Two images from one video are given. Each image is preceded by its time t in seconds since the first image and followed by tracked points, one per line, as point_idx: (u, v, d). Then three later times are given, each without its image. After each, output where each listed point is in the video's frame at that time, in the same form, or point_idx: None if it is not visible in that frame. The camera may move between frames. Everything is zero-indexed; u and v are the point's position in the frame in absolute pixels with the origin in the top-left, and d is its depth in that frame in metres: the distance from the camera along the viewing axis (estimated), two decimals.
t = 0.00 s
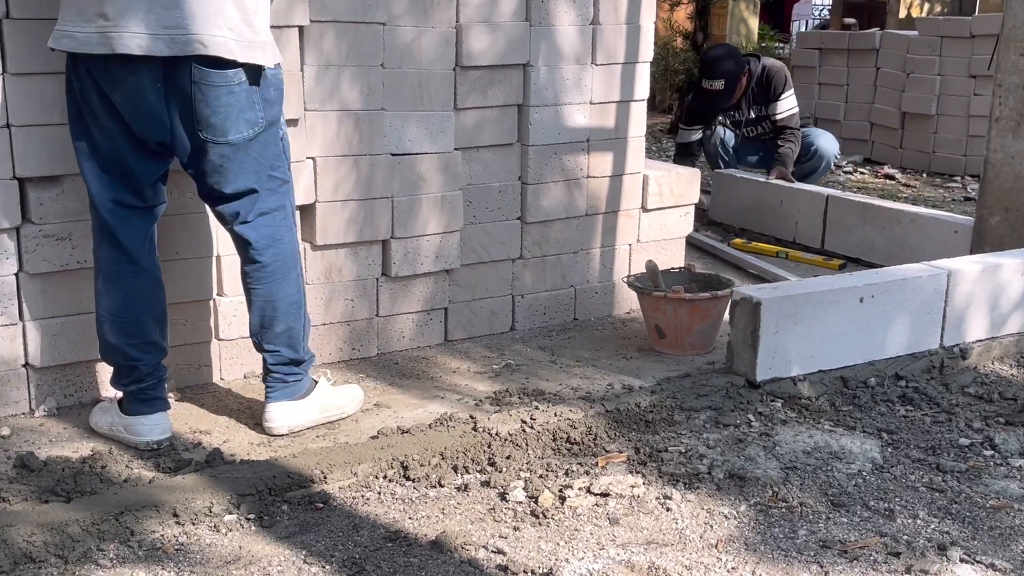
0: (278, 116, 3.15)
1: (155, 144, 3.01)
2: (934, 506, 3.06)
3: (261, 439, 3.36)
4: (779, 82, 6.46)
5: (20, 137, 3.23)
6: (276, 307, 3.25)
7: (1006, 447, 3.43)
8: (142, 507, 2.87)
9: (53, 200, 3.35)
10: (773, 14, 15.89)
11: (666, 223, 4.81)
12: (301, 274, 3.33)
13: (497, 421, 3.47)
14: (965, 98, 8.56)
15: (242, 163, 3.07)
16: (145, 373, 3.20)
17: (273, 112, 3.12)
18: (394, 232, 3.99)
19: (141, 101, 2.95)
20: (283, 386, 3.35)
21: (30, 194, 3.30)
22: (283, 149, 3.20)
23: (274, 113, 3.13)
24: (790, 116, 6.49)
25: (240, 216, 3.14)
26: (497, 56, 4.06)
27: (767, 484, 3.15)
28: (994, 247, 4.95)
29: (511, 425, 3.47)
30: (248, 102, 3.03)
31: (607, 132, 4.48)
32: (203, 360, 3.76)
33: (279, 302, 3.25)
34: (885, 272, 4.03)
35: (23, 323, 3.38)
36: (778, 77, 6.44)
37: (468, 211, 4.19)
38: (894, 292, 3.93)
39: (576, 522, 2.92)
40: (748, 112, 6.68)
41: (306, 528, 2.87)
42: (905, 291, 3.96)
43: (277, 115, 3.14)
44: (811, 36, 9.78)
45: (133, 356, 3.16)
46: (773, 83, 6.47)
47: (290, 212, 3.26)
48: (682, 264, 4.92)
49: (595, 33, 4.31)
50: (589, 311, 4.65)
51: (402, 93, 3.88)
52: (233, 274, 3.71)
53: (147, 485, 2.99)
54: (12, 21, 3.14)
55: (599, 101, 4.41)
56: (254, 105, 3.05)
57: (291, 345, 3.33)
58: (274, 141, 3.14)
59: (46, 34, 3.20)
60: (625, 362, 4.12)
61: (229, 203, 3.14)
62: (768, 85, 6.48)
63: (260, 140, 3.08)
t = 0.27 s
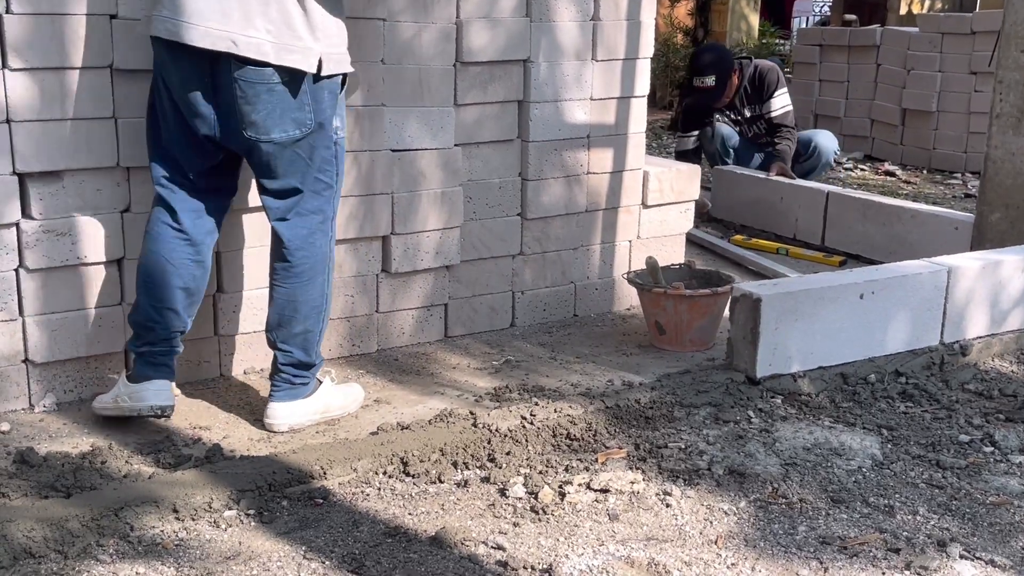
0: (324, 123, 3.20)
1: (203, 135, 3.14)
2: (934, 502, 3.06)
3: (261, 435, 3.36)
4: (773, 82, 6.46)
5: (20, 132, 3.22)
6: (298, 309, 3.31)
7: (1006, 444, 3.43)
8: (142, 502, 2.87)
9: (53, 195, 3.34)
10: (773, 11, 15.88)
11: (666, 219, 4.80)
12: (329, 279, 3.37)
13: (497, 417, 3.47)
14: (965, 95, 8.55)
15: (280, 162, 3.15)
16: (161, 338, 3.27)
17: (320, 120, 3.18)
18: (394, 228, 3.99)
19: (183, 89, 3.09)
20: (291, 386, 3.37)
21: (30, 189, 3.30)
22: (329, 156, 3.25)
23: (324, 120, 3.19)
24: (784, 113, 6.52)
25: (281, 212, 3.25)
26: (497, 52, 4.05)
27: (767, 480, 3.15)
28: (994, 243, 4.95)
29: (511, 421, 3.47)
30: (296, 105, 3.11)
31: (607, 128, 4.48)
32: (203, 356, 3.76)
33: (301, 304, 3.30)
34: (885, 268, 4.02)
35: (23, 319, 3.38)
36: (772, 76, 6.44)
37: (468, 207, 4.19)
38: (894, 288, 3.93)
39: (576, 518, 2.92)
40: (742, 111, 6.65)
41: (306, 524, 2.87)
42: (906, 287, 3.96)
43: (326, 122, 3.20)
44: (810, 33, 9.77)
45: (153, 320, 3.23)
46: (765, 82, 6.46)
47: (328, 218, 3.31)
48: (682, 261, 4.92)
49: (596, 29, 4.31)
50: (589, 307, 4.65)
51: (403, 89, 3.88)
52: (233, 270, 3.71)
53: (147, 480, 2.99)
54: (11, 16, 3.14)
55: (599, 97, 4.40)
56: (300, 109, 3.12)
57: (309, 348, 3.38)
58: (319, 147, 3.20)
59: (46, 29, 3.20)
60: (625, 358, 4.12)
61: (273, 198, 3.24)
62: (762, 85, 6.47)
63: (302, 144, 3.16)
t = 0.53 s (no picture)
0: (314, 115, 3.15)
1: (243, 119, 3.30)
2: (934, 499, 3.06)
3: (261, 431, 3.36)
4: (773, 80, 6.46)
5: (20, 128, 3.22)
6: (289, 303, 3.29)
7: (1006, 440, 3.43)
8: (142, 498, 2.87)
9: (53, 191, 3.34)
10: (774, 7, 15.87)
11: (667, 216, 4.80)
12: (324, 277, 3.30)
13: (497, 414, 3.48)
14: (966, 91, 8.55)
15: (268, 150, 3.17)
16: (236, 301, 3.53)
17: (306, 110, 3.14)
18: (394, 225, 3.99)
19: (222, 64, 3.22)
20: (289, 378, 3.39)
21: (30, 185, 3.30)
22: (320, 150, 3.17)
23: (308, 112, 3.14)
24: (783, 112, 6.51)
25: (276, 204, 3.25)
26: (497, 48, 4.05)
27: (766, 476, 3.15)
28: (995, 240, 4.94)
29: (511, 417, 3.48)
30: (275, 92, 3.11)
31: (607, 125, 4.47)
32: (203, 352, 3.76)
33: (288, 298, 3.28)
34: (885, 265, 4.02)
35: (23, 315, 3.38)
36: (772, 73, 6.43)
37: (469, 203, 4.19)
38: (894, 285, 3.93)
39: (576, 514, 2.92)
40: (741, 108, 6.65)
41: (306, 520, 2.87)
42: (905, 284, 3.96)
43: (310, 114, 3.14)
44: (813, 29, 9.78)
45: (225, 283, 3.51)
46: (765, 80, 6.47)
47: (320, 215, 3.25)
48: (682, 257, 4.92)
49: (596, 25, 4.30)
50: (589, 303, 4.65)
51: (404, 85, 3.88)
52: (233, 266, 3.71)
53: (147, 476, 2.99)
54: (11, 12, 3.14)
55: (599, 93, 4.40)
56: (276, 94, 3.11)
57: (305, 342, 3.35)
58: (302, 139, 3.15)
59: (45, 25, 3.19)
60: (625, 354, 4.12)
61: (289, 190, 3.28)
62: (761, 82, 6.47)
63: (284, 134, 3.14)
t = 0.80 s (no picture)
0: (321, 102, 3.24)
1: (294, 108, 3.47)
2: (934, 496, 3.06)
3: (261, 427, 3.37)
4: (773, 77, 6.45)
5: (21, 124, 3.22)
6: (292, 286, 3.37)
7: (1006, 437, 3.43)
8: (142, 494, 2.87)
9: (53, 187, 3.34)
10: (774, 4, 15.86)
11: (667, 212, 4.80)
12: (314, 263, 3.32)
13: (497, 410, 3.48)
14: (967, 88, 8.54)
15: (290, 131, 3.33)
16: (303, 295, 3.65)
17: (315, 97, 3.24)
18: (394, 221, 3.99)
19: (277, 43, 3.40)
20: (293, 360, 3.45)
21: (30, 181, 3.30)
22: (327, 139, 3.26)
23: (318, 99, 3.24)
24: (783, 109, 6.51)
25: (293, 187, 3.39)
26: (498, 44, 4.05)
27: (766, 473, 3.15)
28: (995, 237, 4.94)
29: (511, 414, 3.48)
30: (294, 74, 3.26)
31: (608, 121, 4.47)
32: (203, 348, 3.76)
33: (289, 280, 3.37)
34: (886, 262, 4.02)
35: (23, 310, 3.38)
36: (772, 70, 6.42)
37: (469, 200, 4.19)
38: (894, 281, 3.93)
39: (576, 510, 2.92)
40: (741, 105, 6.64)
41: (306, 515, 2.87)
42: (905, 281, 3.96)
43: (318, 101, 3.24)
44: (814, 25, 9.79)
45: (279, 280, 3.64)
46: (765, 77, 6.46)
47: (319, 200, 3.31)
48: (682, 253, 4.92)
49: (596, 21, 4.30)
50: (589, 300, 4.65)
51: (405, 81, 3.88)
52: (233, 262, 3.72)
53: (147, 472, 2.99)
54: (11, 8, 3.14)
55: (600, 90, 4.40)
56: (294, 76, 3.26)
57: (296, 327, 3.38)
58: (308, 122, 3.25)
59: (46, 21, 3.19)
60: (625, 351, 4.12)
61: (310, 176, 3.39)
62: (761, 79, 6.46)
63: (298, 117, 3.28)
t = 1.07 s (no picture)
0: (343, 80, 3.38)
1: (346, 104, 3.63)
2: (933, 492, 3.06)
3: (261, 424, 3.37)
4: (773, 74, 6.45)
5: (20, 121, 3.22)
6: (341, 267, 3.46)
7: (1005, 434, 3.44)
8: (142, 490, 2.87)
9: (53, 183, 3.34)
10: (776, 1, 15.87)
11: (667, 209, 4.80)
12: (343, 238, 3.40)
13: (497, 407, 3.49)
14: (967, 85, 8.53)
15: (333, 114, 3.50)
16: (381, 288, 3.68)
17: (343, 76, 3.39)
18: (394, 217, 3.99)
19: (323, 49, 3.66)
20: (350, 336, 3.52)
21: (30, 177, 3.30)
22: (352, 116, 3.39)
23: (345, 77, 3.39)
24: (783, 106, 6.53)
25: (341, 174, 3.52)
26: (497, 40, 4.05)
27: (766, 469, 3.15)
28: (995, 234, 4.94)
29: (511, 410, 3.49)
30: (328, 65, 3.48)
31: (607, 118, 4.46)
32: (203, 345, 3.76)
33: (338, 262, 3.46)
34: (885, 259, 4.02)
35: (23, 307, 3.38)
36: (771, 67, 6.42)
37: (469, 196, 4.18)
38: (894, 278, 3.93)
39: (576, 507, 2.92)
40: (740, 102, 6.66)
41: (306, 512, 2.87)
42: (905, 278, 3.96)
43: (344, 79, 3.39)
44: (814, 22, 9.78)
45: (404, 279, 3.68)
46: (765, 74, 6.45)
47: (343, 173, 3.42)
48: (682, 250, 4.91)
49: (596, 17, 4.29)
50: (589, 297, 4.65)
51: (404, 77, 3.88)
52: (233, 258, 3.72)
53: (147, 468, 2.99)
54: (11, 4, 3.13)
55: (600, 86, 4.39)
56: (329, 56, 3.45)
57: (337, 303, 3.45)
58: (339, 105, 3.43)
59: (46, 17, 3.19)
60: (625, 348, 4.12)
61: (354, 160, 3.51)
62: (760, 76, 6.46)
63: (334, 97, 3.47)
